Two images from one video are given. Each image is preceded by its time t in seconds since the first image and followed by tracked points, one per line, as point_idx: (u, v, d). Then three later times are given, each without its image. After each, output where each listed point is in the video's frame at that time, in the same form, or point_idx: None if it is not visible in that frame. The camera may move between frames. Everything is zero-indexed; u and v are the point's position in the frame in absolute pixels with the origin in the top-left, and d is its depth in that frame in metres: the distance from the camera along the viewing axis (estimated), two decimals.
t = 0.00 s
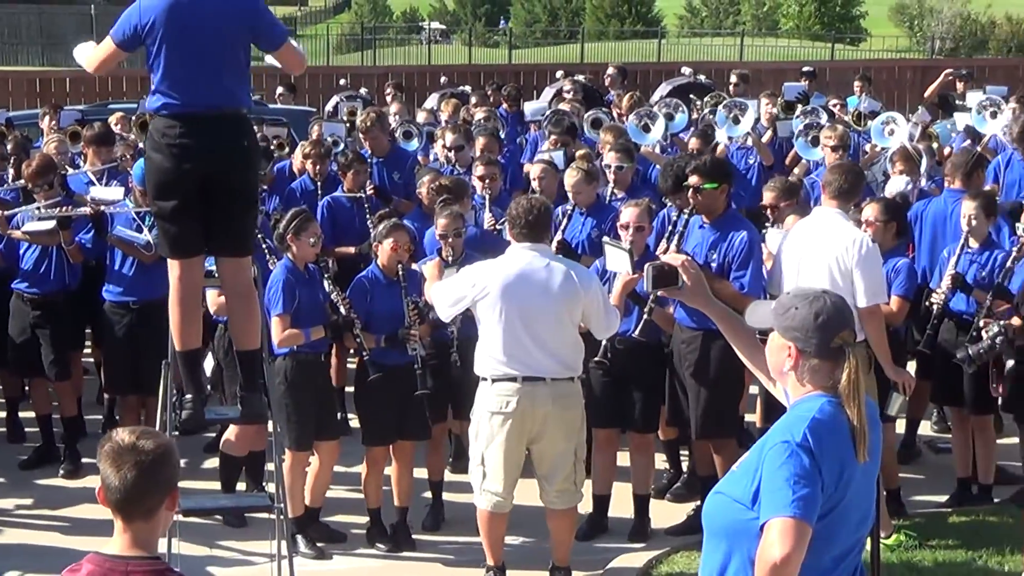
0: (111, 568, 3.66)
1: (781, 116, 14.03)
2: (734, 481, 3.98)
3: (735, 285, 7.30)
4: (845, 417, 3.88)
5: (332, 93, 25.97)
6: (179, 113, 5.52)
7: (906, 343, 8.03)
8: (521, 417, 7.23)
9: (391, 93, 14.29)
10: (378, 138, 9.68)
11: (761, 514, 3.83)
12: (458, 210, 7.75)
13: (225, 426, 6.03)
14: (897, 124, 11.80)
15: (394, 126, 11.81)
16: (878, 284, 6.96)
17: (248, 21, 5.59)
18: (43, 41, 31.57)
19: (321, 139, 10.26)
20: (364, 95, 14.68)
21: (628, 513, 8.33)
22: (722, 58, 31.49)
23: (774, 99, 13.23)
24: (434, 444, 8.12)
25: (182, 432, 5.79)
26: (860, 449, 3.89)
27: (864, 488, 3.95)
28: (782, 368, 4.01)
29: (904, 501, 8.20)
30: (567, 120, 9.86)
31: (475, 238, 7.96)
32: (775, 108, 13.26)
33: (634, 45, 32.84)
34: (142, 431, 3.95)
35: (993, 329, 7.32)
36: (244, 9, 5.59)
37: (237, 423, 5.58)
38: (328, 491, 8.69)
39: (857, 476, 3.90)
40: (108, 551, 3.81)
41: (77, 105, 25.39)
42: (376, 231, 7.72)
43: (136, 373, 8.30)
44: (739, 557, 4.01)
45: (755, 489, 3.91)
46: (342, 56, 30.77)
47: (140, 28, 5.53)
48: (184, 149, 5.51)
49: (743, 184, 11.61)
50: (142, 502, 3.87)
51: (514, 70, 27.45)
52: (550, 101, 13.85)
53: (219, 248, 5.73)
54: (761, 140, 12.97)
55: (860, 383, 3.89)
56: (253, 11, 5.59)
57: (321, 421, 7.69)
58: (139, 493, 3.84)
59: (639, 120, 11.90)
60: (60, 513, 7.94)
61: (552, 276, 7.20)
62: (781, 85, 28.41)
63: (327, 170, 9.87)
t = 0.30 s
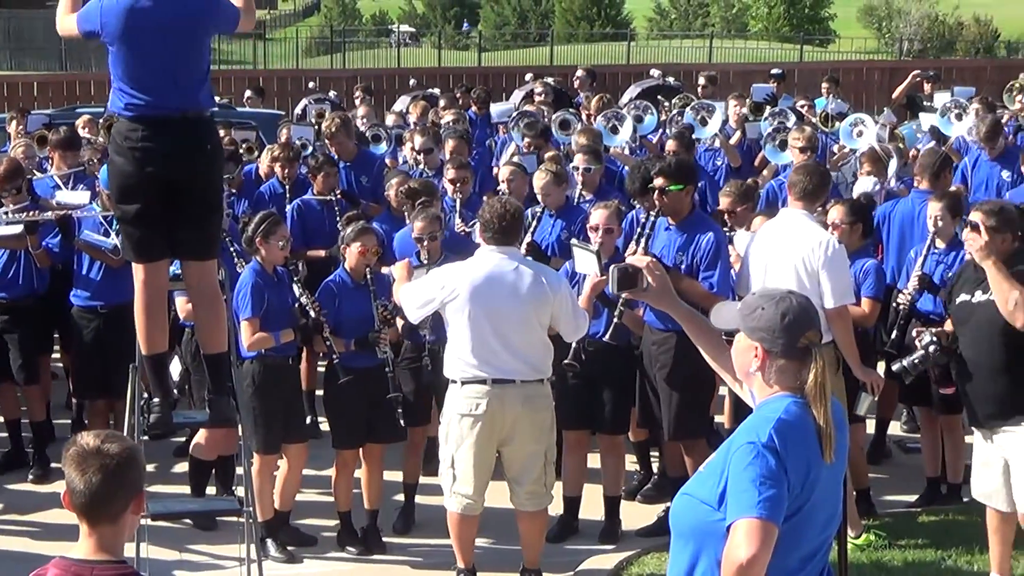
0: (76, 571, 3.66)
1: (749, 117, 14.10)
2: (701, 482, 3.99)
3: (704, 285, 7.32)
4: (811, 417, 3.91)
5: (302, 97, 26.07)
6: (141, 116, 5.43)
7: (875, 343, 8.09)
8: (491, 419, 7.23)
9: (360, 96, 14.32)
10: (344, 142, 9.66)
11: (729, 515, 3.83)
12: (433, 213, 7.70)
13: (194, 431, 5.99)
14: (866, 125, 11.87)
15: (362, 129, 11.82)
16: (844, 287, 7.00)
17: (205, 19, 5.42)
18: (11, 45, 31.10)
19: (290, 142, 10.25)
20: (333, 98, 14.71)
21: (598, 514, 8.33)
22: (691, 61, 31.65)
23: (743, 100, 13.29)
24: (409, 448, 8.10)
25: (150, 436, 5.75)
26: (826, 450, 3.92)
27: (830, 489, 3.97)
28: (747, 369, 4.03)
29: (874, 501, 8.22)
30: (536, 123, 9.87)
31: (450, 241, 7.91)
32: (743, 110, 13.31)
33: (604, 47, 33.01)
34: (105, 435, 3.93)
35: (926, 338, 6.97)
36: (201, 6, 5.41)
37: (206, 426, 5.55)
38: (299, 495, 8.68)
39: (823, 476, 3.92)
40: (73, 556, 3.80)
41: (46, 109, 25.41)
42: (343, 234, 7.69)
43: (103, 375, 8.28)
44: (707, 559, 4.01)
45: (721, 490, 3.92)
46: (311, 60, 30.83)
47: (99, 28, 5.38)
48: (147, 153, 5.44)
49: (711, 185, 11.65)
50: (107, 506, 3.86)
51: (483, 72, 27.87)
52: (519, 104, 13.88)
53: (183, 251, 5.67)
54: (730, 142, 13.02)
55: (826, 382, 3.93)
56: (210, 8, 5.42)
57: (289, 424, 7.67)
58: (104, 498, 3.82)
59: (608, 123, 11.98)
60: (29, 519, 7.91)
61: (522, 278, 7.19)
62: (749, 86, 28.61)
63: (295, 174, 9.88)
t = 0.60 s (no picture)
0: (39, 572, 3.64)
1: (719, 122, 14.16)
2: (667, 486, 4.00)
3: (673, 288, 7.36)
4: (778, 422, 3.92)
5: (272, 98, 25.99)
6: (107, 118, 5.39)
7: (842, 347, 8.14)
8: (459, 423, 7.22)
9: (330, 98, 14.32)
10: (314, 143, 9.64)
11: (695, 520, 3.83)
12: (409, 216, 7.65)
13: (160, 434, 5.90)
14: (835, 130, 11.93)
15: (331, 130, 11.82)
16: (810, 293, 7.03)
17: (174, 24, 5.46)
18: None
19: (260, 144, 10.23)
20: (302, 99, 14.71)
21: (566, 518, 8.32)
22: (661, 65, 31.77)
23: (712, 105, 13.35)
24: (383, 451, 8.08)
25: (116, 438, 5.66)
26: (792, 455, 3.93)
27: (796, 494, 3.98)
28: (714, 375, 4.04)
29: (840, 505, 8.25)
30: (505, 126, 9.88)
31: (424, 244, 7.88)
32: (712, 114, 13.36)
33: (573, 50, 33.00)
34: (70, 436, 3.92)
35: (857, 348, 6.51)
36: (171, 12, 5.47)
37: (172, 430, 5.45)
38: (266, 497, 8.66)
39: (788, 482, 3.93)
40: (38, 558, 3.77)
41: (14, 109, 25.34)
42: (311, 237, 7.70)
43: (70, 376, 8.29)
44: (673, 565, 4.01)
45: (687, 495, 3.93)
46: (281, 62, 30.66)
47: (66, 31, 5.36)
48: (112, 154, 5.38)
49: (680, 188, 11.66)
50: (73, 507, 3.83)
51: (453, 75, 27.90)
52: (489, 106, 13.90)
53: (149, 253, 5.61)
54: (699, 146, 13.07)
55: (792, 388, 3.96)
56: (180, 13, 5.47)
57: (255, 427, 7.66)
58: (69, 498, 3.80)
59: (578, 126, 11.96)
60: None
61: (490, 281, 7.19)
62: (718, 91, 28.74)
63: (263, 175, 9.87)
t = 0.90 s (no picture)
0: None
1: (685, 124, 14.21)
2: (631, 488, 4.01)
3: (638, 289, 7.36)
4: (742, 424, 3.93)
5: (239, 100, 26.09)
6: (69, 121, 5.35)
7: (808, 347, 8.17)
8: (425, 424, 7.22)
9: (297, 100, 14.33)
10: (282, 144, 9.62)
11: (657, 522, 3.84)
12: (376, 218, 7.66)
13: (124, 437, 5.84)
14: (800, 131, 11.99)
15: (298, 133, 11.84)
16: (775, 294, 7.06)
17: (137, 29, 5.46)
18: None
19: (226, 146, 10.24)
20: (270, 102, 14.72)
21: (533, 520, 8.33)
22: (628, 67, 31.83)
23: (678, 107, 13.40)
24: (348, 454, 8.09)
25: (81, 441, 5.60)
26: (755, 456, 3.95)
27: (759, 495, 4.01)
28: (677, 377, 4.05)
29: (807, 505, 8.28)
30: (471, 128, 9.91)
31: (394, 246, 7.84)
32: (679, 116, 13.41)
33: (541, 52, 33.09)
34: (33, 439, 3.85)
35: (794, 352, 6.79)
36: (134, 17, 5.47)
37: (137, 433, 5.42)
38: (233, 500, 8.64)
39: (751, 483, 3.95)
40: None
41: None
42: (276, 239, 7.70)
43: (34, 378, 8.33)
44: (638, 566, 4.00)
45: (651, 497, 3.94)
46: (249, 64, 30.86)
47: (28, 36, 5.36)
48: (76, 158, 5.34)
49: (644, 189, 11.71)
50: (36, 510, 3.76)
51: (420, 77, 27.89)
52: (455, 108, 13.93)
53: (112, 256, 5.55)
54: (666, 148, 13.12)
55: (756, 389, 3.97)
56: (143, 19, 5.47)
57: (219, 429, 7.68)
58: (32, 502, 3.73)
59: (544, 128, 12.01)
60: None
61: (455, 283, 7.19)
62: (685, 93, 28.80)
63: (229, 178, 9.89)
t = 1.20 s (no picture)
0: None
1: (652, 125, 14.26)
2: (594, 487, 3.98)
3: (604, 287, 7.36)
4: (704, 422, 3.95)
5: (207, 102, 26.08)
6: (35, 122, 5.30)
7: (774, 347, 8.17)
8: (391, 425, 7.20)
9: (263, 102, 14.33)
10: (251, 145, 9.65)
11: (619, 520, 3.82)
12: (338, 217, 7.67)
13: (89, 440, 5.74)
14: (767, 131, 12.06)
15: (264, 135, 11.85)
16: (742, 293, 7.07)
17: (104, 26, 5.37)
18: None
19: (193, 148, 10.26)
20: (237, 104, 14.72)
21: (501, 521, 8.33)
22: (596, 67, 31.83)
23: (645, 108, 13.48)
24: (311, 455, 8.07)
25: (45, 444, 5.53)
26: (717, 455, 3.96)
27: (721, 495, 4.01)
28: (640, 376, 4.06)
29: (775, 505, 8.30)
30: (438, 129, 9.94)
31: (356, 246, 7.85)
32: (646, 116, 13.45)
33: (510, 54, 33.14)
34: None
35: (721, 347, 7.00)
36: (100, 15, 5.38)
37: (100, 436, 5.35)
38: (200, 502, 8.63)
39: (713, 482, 3.95)
40: None
41: None
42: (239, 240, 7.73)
43: None
44: (600, 566, 3.98)
45: (614, 496, 3.91)
46: (218, 66, 30.84)
47: None
48: (41, 159, 5.29)
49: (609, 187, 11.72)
50: None
51: (388, 78, 27.85)
52: (422, 109, 13.96)
53: (78, 258, 5.50)
54: (634, 149, 13.17)
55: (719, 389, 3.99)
56: (110, 17, 5.38)
57: (186, 432, 7.64)
58: None
59: (511, 128, 12.01)
60: None
61: (422, 283, 7.18)
62: (652, 93, 28.74)
63: (195, 180, 9.91)
